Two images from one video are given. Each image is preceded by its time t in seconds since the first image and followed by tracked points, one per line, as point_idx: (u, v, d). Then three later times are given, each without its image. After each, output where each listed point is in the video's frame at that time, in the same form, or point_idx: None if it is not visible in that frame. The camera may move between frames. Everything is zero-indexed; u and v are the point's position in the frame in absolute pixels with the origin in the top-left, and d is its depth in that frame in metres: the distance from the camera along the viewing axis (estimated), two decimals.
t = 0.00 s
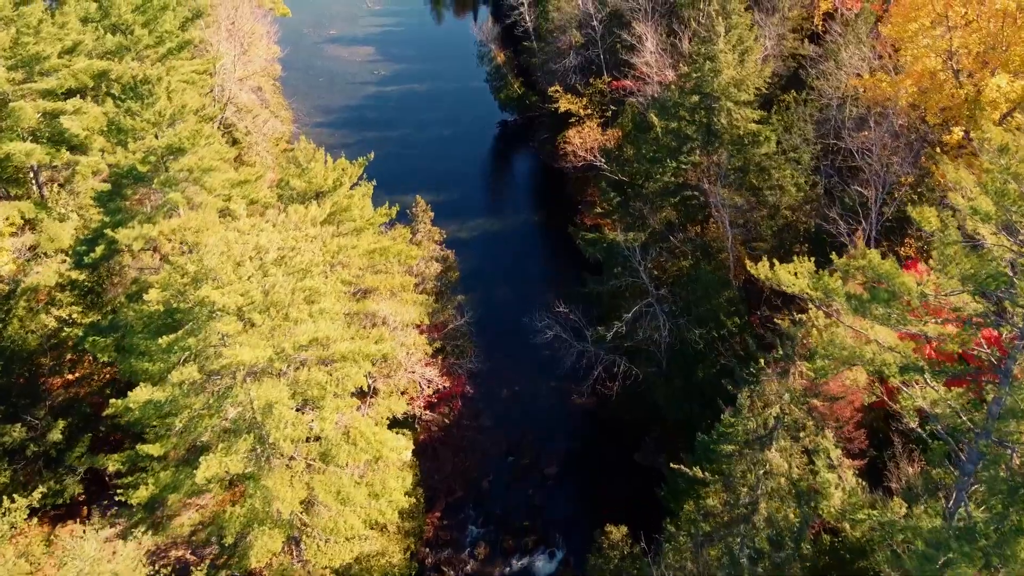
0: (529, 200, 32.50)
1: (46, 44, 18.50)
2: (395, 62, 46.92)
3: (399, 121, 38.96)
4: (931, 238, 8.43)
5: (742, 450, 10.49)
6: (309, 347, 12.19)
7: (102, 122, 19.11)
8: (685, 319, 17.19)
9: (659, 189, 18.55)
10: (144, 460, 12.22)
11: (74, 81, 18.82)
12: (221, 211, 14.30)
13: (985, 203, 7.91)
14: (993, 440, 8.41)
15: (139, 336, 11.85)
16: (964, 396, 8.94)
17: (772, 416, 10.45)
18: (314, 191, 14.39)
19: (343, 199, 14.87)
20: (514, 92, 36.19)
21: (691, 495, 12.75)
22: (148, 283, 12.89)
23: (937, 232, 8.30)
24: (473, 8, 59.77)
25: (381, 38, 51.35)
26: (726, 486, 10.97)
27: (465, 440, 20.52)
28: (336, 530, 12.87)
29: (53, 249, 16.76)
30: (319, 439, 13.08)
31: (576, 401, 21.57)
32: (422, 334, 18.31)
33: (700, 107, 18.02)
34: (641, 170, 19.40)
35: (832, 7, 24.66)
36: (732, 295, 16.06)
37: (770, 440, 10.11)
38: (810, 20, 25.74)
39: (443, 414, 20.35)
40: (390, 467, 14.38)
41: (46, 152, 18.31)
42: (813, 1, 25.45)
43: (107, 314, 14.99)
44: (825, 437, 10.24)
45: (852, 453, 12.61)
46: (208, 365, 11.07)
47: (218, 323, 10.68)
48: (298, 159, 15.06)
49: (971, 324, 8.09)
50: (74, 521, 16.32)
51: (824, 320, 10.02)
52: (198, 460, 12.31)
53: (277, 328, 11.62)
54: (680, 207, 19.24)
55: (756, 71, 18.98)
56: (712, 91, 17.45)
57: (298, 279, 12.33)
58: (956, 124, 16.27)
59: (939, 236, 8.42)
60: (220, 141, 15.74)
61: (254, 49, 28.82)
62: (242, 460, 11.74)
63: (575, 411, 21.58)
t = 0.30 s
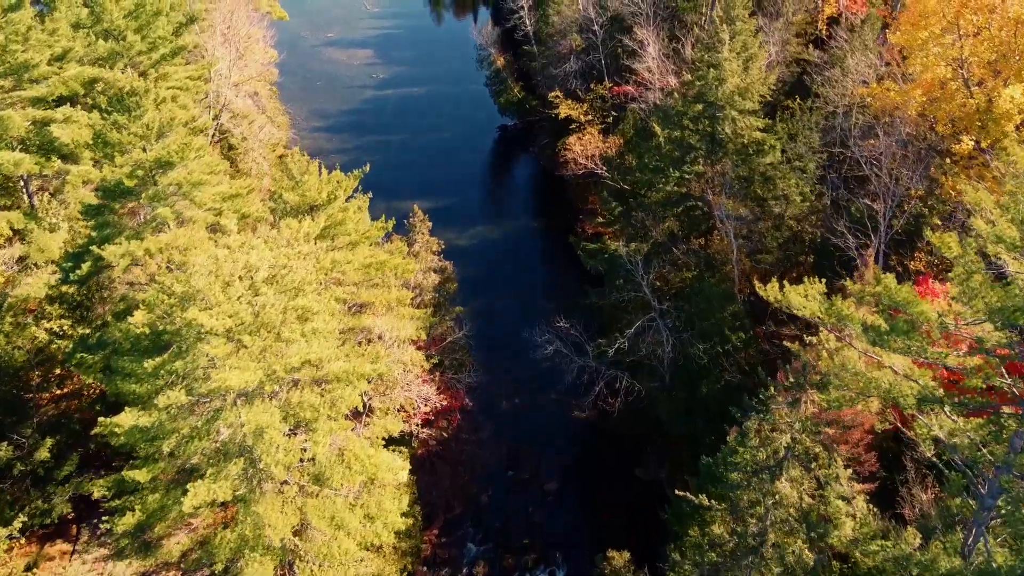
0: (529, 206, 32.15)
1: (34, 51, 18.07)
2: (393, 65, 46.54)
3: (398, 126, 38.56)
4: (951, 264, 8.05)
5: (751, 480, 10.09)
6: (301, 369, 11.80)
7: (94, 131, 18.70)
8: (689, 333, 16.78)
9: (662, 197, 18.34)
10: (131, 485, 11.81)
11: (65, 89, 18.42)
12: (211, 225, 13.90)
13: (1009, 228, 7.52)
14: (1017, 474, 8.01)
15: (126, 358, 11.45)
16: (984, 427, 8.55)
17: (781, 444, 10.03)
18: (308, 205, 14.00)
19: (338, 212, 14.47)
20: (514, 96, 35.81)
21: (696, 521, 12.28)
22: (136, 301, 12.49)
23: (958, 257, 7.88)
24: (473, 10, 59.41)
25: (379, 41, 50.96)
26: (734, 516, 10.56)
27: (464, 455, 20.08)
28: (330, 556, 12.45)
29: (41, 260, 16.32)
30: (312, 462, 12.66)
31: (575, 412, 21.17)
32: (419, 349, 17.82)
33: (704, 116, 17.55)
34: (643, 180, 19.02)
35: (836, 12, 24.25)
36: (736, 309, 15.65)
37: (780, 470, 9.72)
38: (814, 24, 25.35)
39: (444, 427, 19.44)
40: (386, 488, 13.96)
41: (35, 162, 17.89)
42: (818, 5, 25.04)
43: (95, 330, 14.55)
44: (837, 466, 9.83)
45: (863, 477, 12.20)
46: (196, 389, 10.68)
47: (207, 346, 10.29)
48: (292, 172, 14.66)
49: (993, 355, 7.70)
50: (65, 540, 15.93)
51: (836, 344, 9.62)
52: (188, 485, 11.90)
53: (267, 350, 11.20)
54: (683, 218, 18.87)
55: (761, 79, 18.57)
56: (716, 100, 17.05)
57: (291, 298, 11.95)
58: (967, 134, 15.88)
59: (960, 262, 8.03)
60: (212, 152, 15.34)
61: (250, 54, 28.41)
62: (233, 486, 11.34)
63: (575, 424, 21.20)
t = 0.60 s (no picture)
0: (529, 213, 31.76)
1: (22, 59, 17.68)
2: (392, 69, 46.13)
3: (396, 131, 38.15)
4: (973, 295, 7.62)
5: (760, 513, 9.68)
6: (292, 392, 11.40)
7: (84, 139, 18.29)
8: (691, 349, 16.37)
9: (664, 210, 18.06)
10: (115, 513, 11.38)
11: (55, 98, 18.02)
12: (200, 241, 13.50)
13: None
14: None
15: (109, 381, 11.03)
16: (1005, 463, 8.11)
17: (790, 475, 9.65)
18: (301, 220, 13.64)
19: (332, 226, 14.07)
20: (513, 101, 35.42)
21: (699, 548, 11.87)
22: (122, 320, 12.07)
23: (979, 288, 7.47)
24: (474, 12, 59.05)
25: (378, 44, 50.57)
26: (743, 550, 10.13)
27: (462, 471, 19.65)
28: None
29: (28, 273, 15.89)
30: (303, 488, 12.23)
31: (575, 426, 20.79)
32: (415, 366, 17.40)
33: (707, 126, 17.16)
34: (645, 191, 18.63)
35: (841, 18, 23.85)
36: (740, 325, 15.25)
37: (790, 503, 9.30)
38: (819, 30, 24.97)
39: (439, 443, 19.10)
40: (381, 511, 13.50)
41: (23, 172, 17.49)
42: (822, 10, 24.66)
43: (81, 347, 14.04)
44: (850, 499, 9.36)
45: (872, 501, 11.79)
46: (182, 416, 10.27)
47: (193, 371, 9.89)
48: (285, 186, 14.27)
49: (1018, 390, 7.27)
50: (52, 561, 15.46)
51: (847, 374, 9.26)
52: (175, 511, 11.47)
53: (256, 373, 10.81)
54: (685, 230, 18.50)
55: (765, 88, 18.17)
56: (720, 111, 16.68)
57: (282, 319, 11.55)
58: (978, 146, 15.47)
59: (980, 291, 7.62)
60: (203, 165, 14.94)
61: (246, 59, 28.01)
62: (219, 515, 10.90)
63: (575, 437, 20.82)
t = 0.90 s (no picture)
0: (528, 220, 31.39)
1: (10, 67, 17.29)
2: (390, 73, 45.77)
3: (394, 136, 37.77)
4: (992, 326, 7.24)
5: (768, 548, 9.25)
6: (281, 417, 11.01)
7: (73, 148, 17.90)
8: (693, 366, 15.95)
9: (666, 221, 17.66)
10: (98, 543, 10.94)
11: (44, 106, 17.64)
12: (188, 258, 13.10)
13: None
14: None
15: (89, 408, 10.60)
16: None
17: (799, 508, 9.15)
18: (292, 236, 13.25)
19: (324, 241, 13.68)
20: (513, 105, 35.05)
21: None
22: (106, 341, 11.66)
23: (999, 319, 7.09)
24: (473, 15, 58.77)
25: (377, 47, 50.21)
26: None
27: (459, 487, 19.20)
28: None
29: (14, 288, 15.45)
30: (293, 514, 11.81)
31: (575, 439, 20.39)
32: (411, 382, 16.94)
33: (710, 136, 16.78)
34: (646, 202, 18.25)
35: (845, 22, 23.45)
36: (745, 341, 14.83)
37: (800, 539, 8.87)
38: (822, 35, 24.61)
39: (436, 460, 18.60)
40: (375, 535, 13.09)
41: (11, 182, 17.09)
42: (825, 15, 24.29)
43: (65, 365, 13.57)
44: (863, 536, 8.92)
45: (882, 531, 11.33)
46: (165, 444, 9.86)
47: (176, 398, 9.50)
48: (276, 200, 13.89)
49: None
50: None
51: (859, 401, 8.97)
52: (159, 541, 11.03)
53: (243, 398, 10.42)
54: (687, 241, 18.11)
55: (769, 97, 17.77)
56: (723, 121, 16.31)
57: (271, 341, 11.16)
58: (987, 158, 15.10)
59: (1000, 322, 7.24)
60: (192, 178, 14.56)
61: (242, 64, 27.62)
62: (204, 546, 10.46)
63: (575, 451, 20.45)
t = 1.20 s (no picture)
0: (527, 228, 31.00)
1: None
2: (389, 76, 45.34)
3: (392, 141, 37.34)
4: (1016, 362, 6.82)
5: None
6: (269, 444, 10.61)
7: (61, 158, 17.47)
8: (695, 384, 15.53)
9: (667, 233, 17.26)
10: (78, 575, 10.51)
11: (31, 115, 17.22)
12: (175, 276, 12.68)
13: None
14: None
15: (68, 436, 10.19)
16: None
17: (809, 548, 8.74)
18: (282, 253, 12.84)
19: (316, 258, 13.26)
20: (512, 110, 34.62)
21: None
22: (88, 363, 11.24)
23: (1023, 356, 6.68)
24: (473, 17, 58.37)
25: (375, 50, 49.75)
26: None
27: (456, 504, 18.77)
28: None
29: None
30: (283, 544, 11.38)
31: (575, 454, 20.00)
32: (407, 400, 16.59)
33: (713, 146, 16.36)
34: (648, 213, 17.82)
35: (849, 27, 23.02)
36: (749, 358, 14.41)
37: None
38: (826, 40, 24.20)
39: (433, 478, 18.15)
40: (368, 561, 12.67)
41: None
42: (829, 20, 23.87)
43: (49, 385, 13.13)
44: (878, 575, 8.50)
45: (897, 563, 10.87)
46: (147, 475, 9.45)
47: (158, 428, 9.09)
48: (266, 215, 13.49)
49: None
50: None
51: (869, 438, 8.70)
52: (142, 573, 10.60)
53: (230, 426, 10.03)
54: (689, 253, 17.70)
55: (774, 106, 17.34)
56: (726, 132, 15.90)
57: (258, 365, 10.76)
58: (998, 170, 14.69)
59: None
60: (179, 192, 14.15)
61: (237, 69, 27.22)
62: None
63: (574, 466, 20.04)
